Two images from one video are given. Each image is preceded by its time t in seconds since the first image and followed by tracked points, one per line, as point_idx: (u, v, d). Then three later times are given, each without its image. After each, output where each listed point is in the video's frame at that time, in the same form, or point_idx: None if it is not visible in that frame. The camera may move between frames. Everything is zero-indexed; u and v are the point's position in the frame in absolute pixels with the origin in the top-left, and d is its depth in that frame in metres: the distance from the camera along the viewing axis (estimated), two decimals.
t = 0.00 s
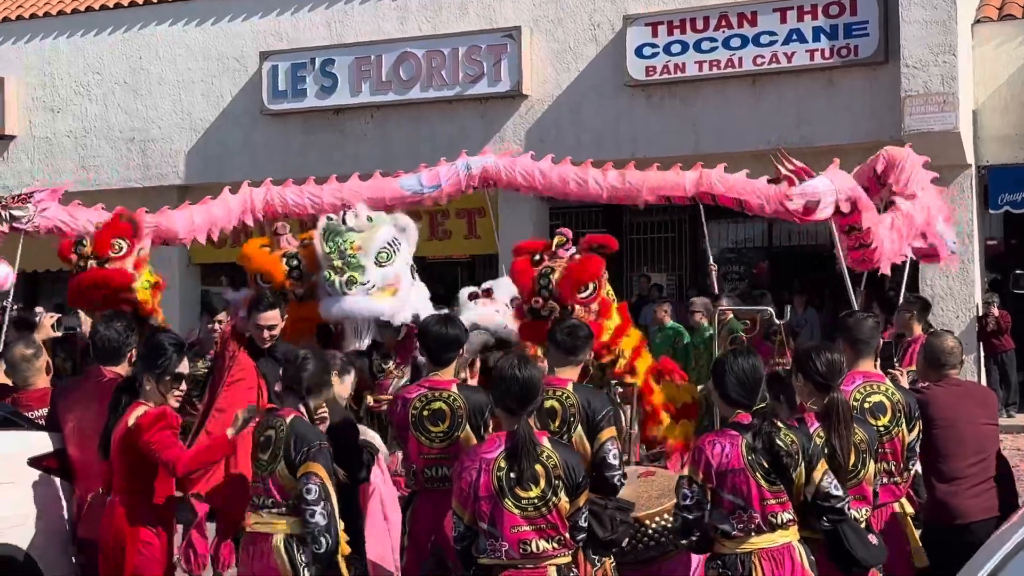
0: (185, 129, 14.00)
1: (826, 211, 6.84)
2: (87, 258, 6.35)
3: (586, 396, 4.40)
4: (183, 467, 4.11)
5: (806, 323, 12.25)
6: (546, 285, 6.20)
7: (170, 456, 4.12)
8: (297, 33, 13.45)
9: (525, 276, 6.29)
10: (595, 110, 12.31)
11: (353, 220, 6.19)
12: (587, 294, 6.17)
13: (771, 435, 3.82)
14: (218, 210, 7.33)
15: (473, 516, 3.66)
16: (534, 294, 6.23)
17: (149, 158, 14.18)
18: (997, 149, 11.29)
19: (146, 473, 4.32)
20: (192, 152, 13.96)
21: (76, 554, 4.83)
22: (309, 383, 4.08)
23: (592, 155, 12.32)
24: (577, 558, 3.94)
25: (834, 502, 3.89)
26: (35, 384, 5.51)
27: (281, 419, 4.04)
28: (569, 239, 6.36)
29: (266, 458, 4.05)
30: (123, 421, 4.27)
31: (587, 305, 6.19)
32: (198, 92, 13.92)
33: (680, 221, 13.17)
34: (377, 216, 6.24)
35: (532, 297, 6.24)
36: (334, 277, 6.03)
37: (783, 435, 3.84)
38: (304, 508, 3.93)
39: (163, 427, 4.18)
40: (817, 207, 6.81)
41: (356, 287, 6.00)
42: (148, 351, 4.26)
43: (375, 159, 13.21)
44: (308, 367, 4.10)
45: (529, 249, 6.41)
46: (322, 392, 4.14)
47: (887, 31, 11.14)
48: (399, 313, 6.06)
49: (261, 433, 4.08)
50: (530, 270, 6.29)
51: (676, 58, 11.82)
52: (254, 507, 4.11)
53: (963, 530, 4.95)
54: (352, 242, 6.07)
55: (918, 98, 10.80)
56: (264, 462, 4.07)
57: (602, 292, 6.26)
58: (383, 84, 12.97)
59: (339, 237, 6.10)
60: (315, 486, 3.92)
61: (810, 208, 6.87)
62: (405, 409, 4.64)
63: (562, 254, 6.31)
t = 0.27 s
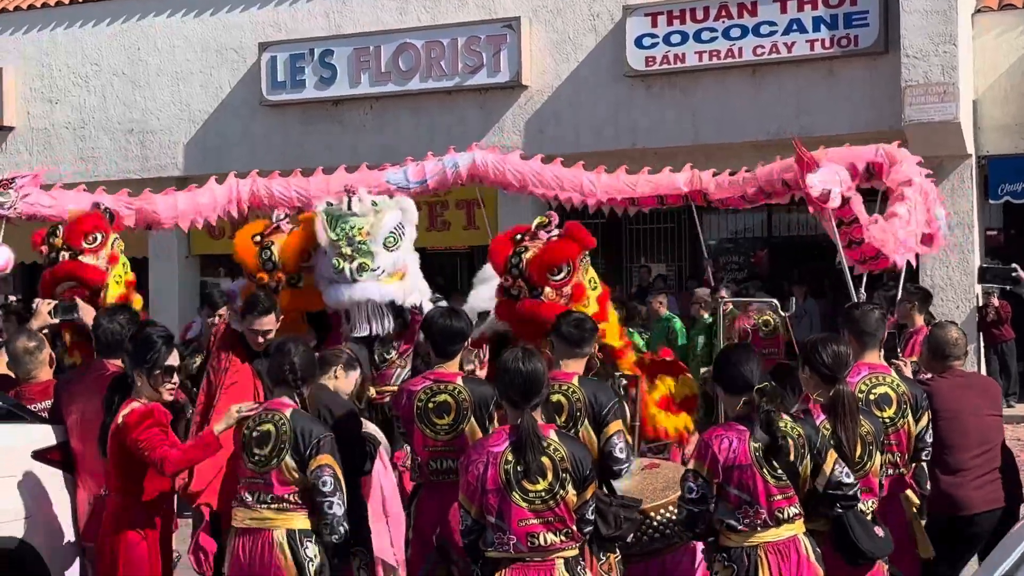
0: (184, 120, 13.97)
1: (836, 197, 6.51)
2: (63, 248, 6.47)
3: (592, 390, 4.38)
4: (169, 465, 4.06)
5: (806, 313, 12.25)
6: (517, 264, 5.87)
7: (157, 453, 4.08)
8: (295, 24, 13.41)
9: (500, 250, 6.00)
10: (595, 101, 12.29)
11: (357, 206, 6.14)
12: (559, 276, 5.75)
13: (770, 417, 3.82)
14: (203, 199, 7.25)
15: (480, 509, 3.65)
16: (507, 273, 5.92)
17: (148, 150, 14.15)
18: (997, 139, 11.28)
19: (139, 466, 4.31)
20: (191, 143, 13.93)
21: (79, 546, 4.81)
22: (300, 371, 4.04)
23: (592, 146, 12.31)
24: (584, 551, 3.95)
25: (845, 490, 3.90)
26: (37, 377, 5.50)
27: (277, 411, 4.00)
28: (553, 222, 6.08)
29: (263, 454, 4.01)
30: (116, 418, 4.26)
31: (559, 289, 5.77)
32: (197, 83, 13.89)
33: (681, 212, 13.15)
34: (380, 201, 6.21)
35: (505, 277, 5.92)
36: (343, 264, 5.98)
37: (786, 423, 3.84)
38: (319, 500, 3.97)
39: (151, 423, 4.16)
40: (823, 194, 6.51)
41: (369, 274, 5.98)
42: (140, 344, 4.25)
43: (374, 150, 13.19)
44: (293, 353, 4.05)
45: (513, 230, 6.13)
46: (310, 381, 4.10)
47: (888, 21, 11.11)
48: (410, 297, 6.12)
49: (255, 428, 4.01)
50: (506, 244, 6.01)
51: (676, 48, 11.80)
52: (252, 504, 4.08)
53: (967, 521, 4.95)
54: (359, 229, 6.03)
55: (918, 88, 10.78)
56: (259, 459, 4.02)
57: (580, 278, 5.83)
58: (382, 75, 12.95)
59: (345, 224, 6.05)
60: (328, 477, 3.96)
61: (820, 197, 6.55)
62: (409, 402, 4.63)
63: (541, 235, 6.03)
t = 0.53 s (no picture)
0: (179, 109, 13.93)
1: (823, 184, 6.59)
2: (70, 230, 6.63)
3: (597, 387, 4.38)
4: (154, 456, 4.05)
5: (803, 301, 12.27)
6: (490, 250, 6.19)
7: (145, 446, 4.06)
8: (291, 12, 13.36)
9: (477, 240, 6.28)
10: (591, 89, 12.26)
11: (362, 187, 6.12)
12: (530, 266, 6.01)
13: (765, 400, 3.77)
14: (188, 180, 7.20)
15: (484, 497, 3.65)
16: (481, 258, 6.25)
17: (143, 139, 14.11)
18: (995, 126, 11.27)
19: (131, 459, 4.26)
20: (186, 132, 13.89)
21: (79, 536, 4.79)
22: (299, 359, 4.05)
23: (588, 134, 12.29)
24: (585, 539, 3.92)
25: (857, 466, 3.85)
26: (36, 366, 5.48)
27: (280, 399, 4.00)
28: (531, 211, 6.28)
29: (268, 443, 4.00)
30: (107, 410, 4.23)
31: (531, 277, 6.04)
32: (192, 71, 13.84)
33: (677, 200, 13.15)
34: (386, 184, 6.16)
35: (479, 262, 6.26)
36: (345, 244, 5.94)
37: (783, 408, 3.81)
38: (324, 487, 4.00)
39: (134, 416, 4.13)
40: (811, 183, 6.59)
41: (369, 254, 5.91)
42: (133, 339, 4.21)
43: (370, 139, 13.17)
44: (291, 341, 4.06)
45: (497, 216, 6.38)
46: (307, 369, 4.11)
47: (886, 7, 11.09)
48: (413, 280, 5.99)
49: (256, 419, 4.01)
50: (484, 232, 6.28)
51: (673, 35, 11.77)
52: (252, 492, 4.06)
53: (968, 507, 4.96)
54: (362, 210, 5.99)
55: (915, 75, 10.77)
56: (264, 449, 4.01)
57: (551, 267, 6.08)
58: (378, 63, 12.91)
59: (348, 205, 6.02)
60: (333, 464, 3.98)
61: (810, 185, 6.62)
62: (411, 390, 4.61)
63: (517, 223, 6.27)
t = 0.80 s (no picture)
0: (169, 96, 13.89)
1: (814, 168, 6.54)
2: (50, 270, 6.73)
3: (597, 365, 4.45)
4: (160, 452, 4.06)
5: (794, 285, 12.31)
6: (509, 231, 6.11)
7: (149, 441, 4.08)
8: None
9: (479, 218, 6.19)
10: (582, 74, 12.24)
11: (351, 172, 6.10)
12: (544, 244, 6.12)
13: (759, 388, 3.77)
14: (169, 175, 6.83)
15: (478, 483, 3.65)
16: (496, 240, 6.12)
17: (133, 125, 14.06)
18: (986, 110, 11.27)
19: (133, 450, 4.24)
20: (176, 119, 13.85)
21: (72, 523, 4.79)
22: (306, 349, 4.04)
23: (579, 120, 12.27)
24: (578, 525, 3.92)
25: (830, 468, 3.84)
26: (28, 353, 5.48)
27: (293, 382, 3.99)
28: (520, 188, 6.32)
29: (286, 428, 3.98)
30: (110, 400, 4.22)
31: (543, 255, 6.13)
32: (182, 57, 13.79)
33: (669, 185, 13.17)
34: (375, 170, 6.14)
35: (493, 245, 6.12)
36: (331, 229, 5.94)
37: (775, 396, 3.79)
38: (341, 468, 4.03)
39: (137, 410, 4.12)
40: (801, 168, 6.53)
41: (353, 240, 5.88)
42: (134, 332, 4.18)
43: (361, 125, 13.13)
44: (299, 326, 4.06)
45: (477, 197, 6.30)
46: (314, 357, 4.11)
47: None
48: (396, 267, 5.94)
49: (272, 403, 3.98)
50: (486, 212, 6.20)
51: (664, 21, 11.74)
52: (261, 478, 4.05)
53: (960, 491, 4.99)
54: (349, 195, 5.97)
55: (906, 59, 10.76)
56: (282, 434, 3.99)
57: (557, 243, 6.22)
58: (368, 49, 12.87)
59: (336, 190, 6.01)
60: (350, 445, 4.02)
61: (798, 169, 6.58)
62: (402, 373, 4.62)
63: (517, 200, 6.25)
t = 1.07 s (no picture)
0: (157, 83, 13.84)
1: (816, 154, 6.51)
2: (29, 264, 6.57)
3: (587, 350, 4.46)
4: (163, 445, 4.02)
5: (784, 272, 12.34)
6: (501, 210, 6.16)
7: (154, 429, 4.02)
8: None
9: (470, 198, 6.21)
10: (571, 61, 12.22)
11: (335, 161, 6.07)
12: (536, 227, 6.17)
13: (754, 382, 3.77)
14: (133, 152, 6.74)
15: (468, 469, 3.66)
16: (485, 219, 6.17)
17: (121, 113, 14.01)
18: (975, 95, 11.27)
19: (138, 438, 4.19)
20: (164, 106, 13.80)
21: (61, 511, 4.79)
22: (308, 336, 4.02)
23: (568, 107, 12.26)
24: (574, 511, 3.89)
25: (815, 455, 3.87)
26: (15, 343, 5.46)
27: (308, 369, 3.98)
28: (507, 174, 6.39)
29: (305, 415, 3.95)
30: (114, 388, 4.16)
31: (534, 238, 6.19)
32: (170, 45, 13.74)
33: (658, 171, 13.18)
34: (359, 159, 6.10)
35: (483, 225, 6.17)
36: (309, 216, 5.87)
37: (768, 385, 3.79)
38: (358, 452, 4.01)
39: (140, 399, 4.06)
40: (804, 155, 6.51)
41: (331, 228, 5.81)
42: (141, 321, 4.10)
43: (350, 113, 13.10)
44: (307, 314, 4.05)
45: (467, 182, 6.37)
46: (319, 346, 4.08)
47: None
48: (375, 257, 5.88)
49: (290, 390, 3.95)
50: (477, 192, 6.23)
51: (653, 7, 11.72)
52: (280, 466, 3.99)
53: (949, 475, 5.00)
54: (330, 182, 5.93)
55: (895, 46, 10.76)
56: (302, 421, 3.96)
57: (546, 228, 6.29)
58: (357, 37, 12.84)
59: (319, 178, 5.97)
60: (365, 428, 4.02)
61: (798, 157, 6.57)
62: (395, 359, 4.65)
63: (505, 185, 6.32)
